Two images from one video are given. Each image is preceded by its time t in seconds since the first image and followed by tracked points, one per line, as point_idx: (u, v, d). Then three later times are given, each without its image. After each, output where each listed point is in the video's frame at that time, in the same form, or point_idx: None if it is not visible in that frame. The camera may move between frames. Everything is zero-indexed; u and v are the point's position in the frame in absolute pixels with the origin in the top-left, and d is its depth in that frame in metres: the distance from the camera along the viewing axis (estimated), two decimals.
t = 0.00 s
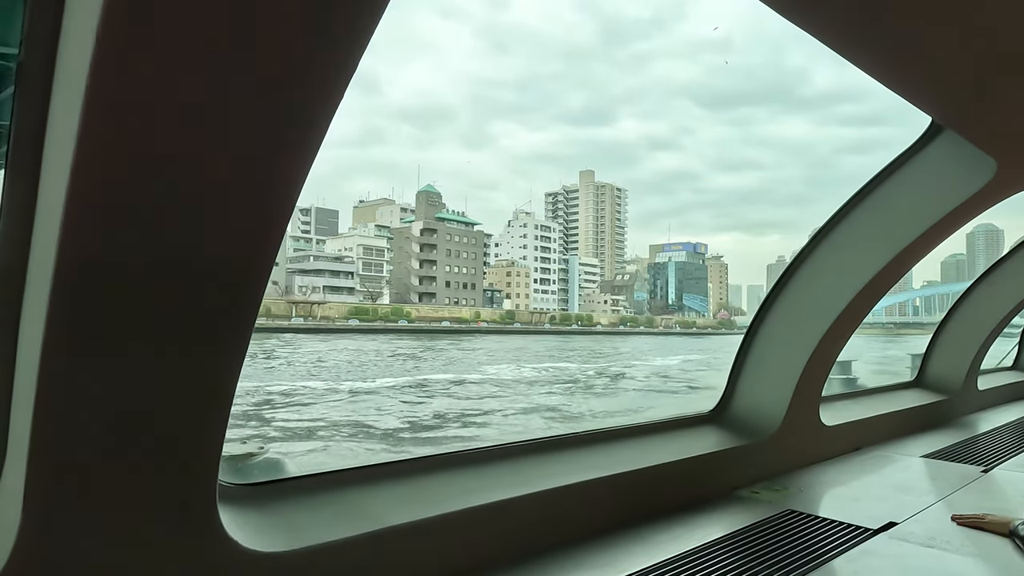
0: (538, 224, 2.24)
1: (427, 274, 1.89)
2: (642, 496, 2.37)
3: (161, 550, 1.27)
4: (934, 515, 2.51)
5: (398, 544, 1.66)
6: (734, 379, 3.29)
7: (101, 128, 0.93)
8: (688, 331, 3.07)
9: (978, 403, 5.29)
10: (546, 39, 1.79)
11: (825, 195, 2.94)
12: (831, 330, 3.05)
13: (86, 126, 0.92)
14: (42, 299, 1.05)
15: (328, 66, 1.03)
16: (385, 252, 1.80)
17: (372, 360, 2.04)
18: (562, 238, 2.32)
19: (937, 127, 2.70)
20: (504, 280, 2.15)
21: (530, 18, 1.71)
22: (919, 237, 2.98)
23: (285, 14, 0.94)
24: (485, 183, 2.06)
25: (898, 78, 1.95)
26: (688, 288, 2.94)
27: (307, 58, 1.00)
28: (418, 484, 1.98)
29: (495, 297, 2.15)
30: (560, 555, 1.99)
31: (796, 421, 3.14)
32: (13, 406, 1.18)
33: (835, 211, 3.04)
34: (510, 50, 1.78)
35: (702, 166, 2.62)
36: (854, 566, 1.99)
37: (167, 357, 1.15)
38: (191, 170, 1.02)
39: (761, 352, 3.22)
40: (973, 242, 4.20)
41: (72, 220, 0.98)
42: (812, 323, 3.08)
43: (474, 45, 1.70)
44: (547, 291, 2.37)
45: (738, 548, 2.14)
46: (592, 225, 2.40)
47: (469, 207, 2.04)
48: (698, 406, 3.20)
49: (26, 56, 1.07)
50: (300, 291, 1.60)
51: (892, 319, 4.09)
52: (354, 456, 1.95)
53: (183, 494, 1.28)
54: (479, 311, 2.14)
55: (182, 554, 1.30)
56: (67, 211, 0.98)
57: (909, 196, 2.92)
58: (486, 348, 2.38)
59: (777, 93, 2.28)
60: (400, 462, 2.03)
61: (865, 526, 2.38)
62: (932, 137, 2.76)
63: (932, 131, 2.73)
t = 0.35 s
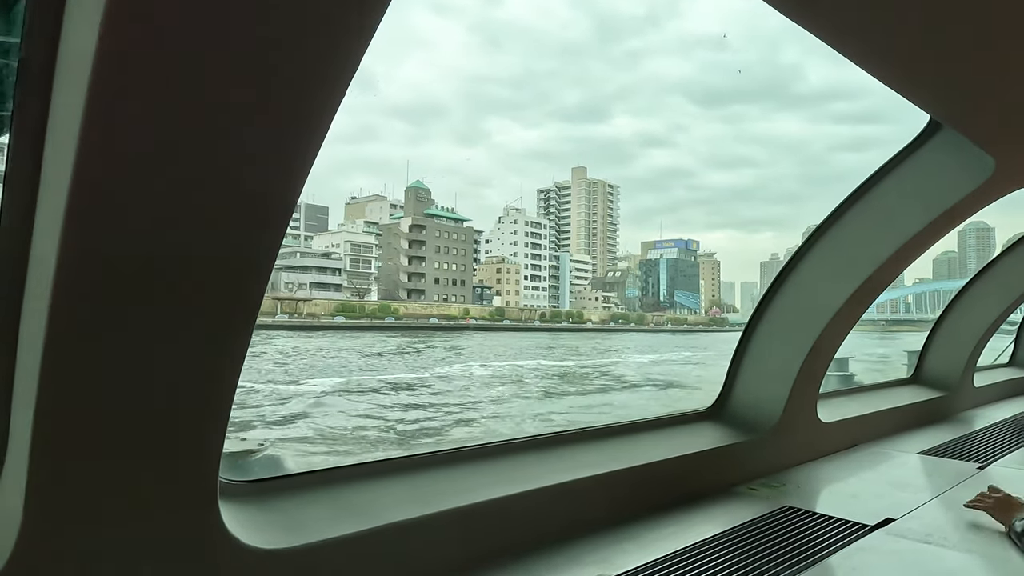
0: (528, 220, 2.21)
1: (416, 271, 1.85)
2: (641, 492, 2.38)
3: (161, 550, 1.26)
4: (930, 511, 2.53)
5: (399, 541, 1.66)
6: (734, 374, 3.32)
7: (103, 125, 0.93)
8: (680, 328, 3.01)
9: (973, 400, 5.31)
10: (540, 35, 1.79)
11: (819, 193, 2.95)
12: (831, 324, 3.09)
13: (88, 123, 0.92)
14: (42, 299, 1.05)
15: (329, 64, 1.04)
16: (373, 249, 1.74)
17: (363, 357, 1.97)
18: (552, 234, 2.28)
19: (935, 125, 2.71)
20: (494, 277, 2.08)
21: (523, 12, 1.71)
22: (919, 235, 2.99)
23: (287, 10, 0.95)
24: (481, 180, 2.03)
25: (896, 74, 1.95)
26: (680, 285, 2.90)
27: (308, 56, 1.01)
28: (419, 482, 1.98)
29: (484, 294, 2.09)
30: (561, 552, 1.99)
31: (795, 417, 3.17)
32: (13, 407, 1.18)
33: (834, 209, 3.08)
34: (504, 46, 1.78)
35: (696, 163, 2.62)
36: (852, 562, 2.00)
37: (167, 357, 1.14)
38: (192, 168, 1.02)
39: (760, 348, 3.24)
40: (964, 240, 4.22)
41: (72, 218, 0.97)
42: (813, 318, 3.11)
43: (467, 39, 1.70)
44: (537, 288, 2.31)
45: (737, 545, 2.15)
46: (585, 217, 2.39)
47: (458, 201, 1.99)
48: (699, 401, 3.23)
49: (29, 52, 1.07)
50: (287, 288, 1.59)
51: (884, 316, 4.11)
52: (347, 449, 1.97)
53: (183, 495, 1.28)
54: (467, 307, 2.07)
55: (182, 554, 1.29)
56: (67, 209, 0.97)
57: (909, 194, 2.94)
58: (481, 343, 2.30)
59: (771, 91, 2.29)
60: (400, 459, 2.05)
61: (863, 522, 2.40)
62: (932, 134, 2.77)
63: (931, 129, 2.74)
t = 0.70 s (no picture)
0: (514, 215, 2.17)
1: (401, 267, 1.84)
2: (637, 487, 2.40)
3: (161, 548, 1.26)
4: (924, 505, 2.57)
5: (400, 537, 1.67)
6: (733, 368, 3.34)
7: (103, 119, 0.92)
8: (667, 324, 3.00)
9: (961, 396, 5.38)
10: (531, 31, 1.79)
11: (809, 190, 2.97)
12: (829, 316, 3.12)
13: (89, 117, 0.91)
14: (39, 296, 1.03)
15: (331, 60, 1.04)
16: (357, 244, 1.75)
17: (354, 352, 1.97)
18: (538, 229, 2.25)
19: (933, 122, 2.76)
20: (480, 273, 2.09)
21: (512, 9, 1.70)
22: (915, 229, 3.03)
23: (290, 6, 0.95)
24: (469, 176, 2.01)
25: (895, 70, 1.97)
26: (667, 281, 2.89)
27: (310, 51, 1.01)
28: (418, 477, 1.99)
29: (471, 290, 2.09)
30: (560, 547, 2.01)
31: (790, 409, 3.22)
32: (9, 408, 1.16)
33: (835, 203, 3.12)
34: (493, 42, 1.77)
35: (687, 160, 2.62)
36: (850, 556, 2.03)
37: (167, 355, 1.14)
38: (193, 163, 1.02)
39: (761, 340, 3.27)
40: (950, 236, 4.28)
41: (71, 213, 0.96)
42: (812, 310, 3.15)
43: (456, 34, 1.68)
44: (523, 283, 2.31)
45: (734, 539, 2.17)
46: (573, 212, 2.36)
47: (444, 196, 1.95)
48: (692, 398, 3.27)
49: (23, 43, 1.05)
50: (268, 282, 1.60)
51: (873, 313, 4.15)
52: (346, 449, 1.96)
53: (183, 494, 1.27)
54: (452, 303, 2.05)
55: (182, 553, 1.29)
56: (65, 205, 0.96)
57: (908, 189, 2.98)
58: (471, 342, 2.30)
59: (761, 89, 2.31)
60: (396, 455, 2.06)
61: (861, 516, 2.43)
62: (932, 129, 2.81)
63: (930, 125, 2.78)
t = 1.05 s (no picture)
0: (500, 211, 2.14)
1: (384, 262, 1.80)
2: (630, 484, 2.42)
3: (159, 543, 1.27)
4: (920, 498, 2.62)
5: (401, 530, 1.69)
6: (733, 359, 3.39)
7: (98, 115, 0.93)
8: (653, 320, 3.01)
9: (949, 393, 5.44)
10: (518, 24, 1.79)
11: (798, 187, 2.99)
12: (830, 306, 3.17)
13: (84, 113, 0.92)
14: (32, 296, 1.03)
15: (328, 58, 1.07)
16: (340, 239, 1.68)
17: (346, 347, 1.97)
18: (525, 227, 2.21)
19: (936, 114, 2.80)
20: (465, 269, 2.04)
21: (500, 2, 1.69)
22: (915, 221, 3.07)
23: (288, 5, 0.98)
24: (458, 172, 2.00)
25: (899, 60, 2.01)
26: (655, 277, 2.88)
27: (308, 50, 1.04)
28: (416, 469, 2.01)
29: (456, 286, 2.05)
30: (558, 542, 2.03)
31: (790, 399, 3.29)
32: None
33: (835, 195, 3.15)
34: (481, 37, 1.76)
35: (674, 155, 2.63)
36: (848, 549, 2.06)
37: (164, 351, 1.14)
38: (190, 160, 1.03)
39: (761, 330, 3.31)
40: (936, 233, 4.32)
41: (65, 211, 0.96)
42: (813, 301, 3.18)
43: (444, 28, 1.68)
44: (509, 280, 2.26)
45: (734, 532, 2.19)
46: (560, 209, 2.34)
47: (429, 191, 1.92)
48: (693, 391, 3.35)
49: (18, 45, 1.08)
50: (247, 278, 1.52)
51: (863, 309, 4.18)
52: (339, 446, 1.96)
53: (180, 489, 1.28)
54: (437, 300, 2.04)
55: (180, 548, 1.30)
56: (59, 204, 0.96)
57: (908, 182, 3.01)
58: (454, 334, 2.29)
59: (747, 85, 2.32)
60: (393, 450, 2.06)
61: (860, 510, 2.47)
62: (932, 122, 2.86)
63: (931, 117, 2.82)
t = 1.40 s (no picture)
0: (489, 208, 2.11)
1: (372, 260, 1.81)
2: (627, 484, 2.47)
3: (159, 543, 1.27)
4: (922, 498, 2.69)
5: (401, 530, 1.71)
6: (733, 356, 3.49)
7: (93, 113, 0.92)
8: (645, 318, 3.00)
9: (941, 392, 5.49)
10: (511, 23, 1.79)
11: (788, 186, 3.01)
12: (832, 302, 3.21)
13: (77, 111, 0.90)
14: (23, 299, 1.01)
15: (326, 57, 1.08)
16: (325, 236, 1.66)
17: (343, 345, 1.95)
18: (515, 223, 2.20)
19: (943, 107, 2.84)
20: (454, 267, 2.04)
21: (495, 1, 1.70)
22: (921, 216, 3.09)
23: (288, 3, 0.99)
24: (452, 170, 1.95)
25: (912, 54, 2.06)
26: (645, 275, 2.87)
27: (306, 47, 1.05)
28: (416, 467, 2.05)
29: (444, 284, 2.05)
30: (562, 544, 2.06)
31: (793, 396, 3.39)
32: None
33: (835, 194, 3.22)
34: (475, 34, 1.76)
35: (665, 155, 2.62)
36: (855, 549, 2.12)
37: (162, 352, 1.14)
38: (186, 163, 1.03)
39: (760, 326, 3.39)
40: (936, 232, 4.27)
41: (57, 211, 0.95)
42: (812, 298, 3.25)
43: (436, 25, 1.67)
44: (498, 279, 2.24)
45: (739, 531, 2.25)
46: (550, 206, 2.33)
47: (417, 189, 1.88)
48: (694, 390, 3.43)
49: None
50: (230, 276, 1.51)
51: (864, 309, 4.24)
52: (336, 442, 2.00)
53: (178, 491, 1.27)
54: (424, 297, 2.01)
55: (181, 549, 1.30)
56: (51, 203, 0.94)
57: (909, 179, 3.06)
58: (441, 336, 2.21)
59: (739, 84, 2.35)
60: (396, 446, 2.13)
61: (864, 509, 2.54)
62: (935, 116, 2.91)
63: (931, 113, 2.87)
